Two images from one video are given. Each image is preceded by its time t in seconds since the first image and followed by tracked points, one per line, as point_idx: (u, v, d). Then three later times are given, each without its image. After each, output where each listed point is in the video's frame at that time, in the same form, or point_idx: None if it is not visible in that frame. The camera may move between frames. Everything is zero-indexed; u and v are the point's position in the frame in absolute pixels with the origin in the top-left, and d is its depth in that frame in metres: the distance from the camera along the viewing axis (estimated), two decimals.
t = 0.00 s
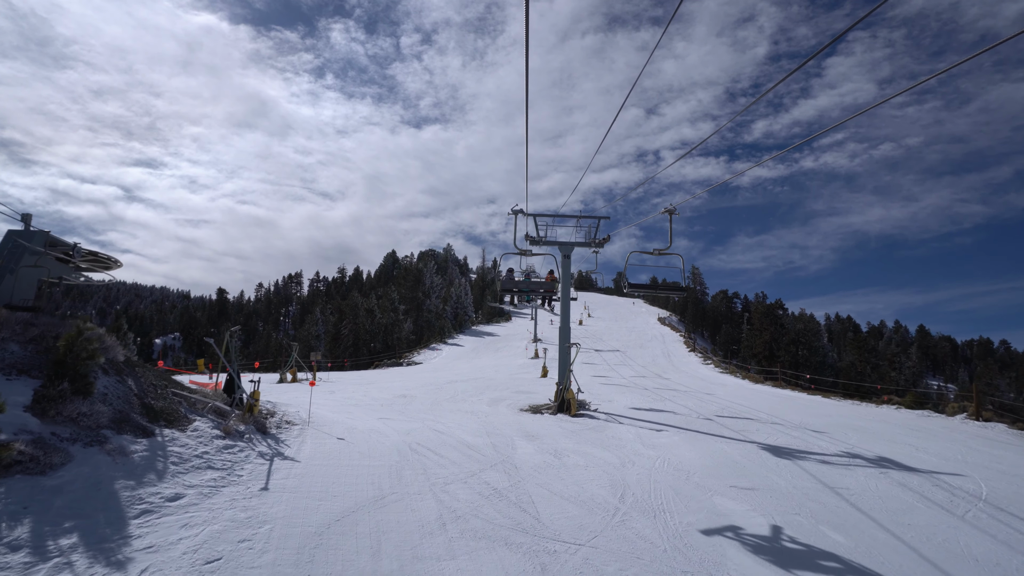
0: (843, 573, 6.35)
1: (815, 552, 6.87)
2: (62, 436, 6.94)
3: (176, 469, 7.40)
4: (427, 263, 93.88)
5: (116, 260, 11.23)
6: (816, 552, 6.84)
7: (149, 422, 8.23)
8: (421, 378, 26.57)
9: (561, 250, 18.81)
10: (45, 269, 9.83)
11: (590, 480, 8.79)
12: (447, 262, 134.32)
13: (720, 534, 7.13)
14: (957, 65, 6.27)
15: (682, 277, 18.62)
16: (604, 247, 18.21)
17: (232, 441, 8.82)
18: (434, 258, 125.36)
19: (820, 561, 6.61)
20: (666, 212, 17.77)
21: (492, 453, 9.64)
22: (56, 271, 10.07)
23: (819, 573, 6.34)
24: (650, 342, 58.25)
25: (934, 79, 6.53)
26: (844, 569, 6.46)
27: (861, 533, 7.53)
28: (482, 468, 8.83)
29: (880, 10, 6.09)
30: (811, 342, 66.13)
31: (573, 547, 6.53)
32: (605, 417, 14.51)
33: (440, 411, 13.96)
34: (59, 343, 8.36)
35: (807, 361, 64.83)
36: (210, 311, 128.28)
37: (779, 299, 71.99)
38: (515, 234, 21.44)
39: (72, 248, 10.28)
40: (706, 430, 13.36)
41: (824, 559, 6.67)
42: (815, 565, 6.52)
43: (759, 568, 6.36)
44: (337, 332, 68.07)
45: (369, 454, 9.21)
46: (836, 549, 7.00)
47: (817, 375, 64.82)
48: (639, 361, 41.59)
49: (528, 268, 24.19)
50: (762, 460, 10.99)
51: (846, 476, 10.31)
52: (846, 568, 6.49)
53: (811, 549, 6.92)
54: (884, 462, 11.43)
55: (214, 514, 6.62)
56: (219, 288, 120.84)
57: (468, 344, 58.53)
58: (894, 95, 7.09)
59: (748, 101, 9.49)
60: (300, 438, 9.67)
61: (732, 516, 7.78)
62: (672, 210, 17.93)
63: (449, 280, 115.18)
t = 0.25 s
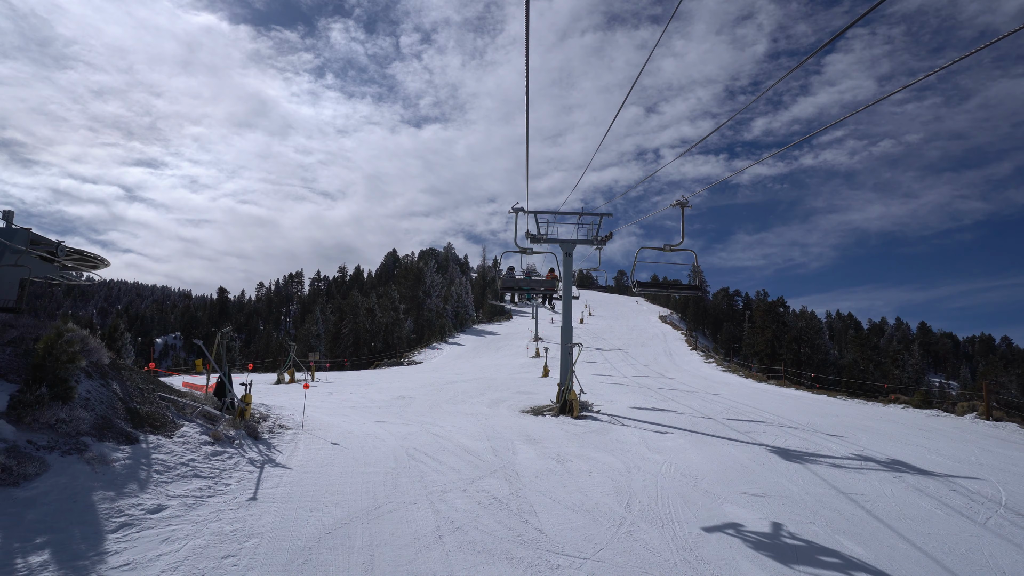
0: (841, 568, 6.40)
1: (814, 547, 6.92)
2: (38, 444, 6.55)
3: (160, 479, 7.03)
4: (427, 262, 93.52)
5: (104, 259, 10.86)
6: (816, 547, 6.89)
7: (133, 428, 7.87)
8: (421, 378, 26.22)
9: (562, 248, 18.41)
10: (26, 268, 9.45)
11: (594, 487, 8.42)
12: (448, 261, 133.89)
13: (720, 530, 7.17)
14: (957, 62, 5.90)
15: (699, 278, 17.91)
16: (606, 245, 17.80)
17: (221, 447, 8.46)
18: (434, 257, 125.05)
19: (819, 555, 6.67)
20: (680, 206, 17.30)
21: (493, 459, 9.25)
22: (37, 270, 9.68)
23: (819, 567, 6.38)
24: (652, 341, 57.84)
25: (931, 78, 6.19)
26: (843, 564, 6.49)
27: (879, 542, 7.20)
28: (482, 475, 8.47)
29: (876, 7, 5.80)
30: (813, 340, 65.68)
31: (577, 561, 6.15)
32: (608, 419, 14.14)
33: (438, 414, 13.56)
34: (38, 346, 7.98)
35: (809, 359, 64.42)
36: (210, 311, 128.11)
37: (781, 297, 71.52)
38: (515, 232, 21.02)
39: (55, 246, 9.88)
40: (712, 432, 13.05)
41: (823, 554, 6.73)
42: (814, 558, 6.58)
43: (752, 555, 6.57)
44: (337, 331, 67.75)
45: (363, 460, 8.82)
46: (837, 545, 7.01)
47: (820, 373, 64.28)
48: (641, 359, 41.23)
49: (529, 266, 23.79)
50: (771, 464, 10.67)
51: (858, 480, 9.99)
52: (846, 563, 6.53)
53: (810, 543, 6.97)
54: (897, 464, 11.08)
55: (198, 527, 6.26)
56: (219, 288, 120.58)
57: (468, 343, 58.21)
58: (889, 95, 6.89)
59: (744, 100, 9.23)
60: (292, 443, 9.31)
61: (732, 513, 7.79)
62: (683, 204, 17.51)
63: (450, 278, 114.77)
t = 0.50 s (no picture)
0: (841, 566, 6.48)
1: (814, 547, 6.99)
2: (10, 455, 6.12)
3: (140, 492, 6.63)
4: (427, 262, 93.22)
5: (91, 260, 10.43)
6: (814, 546, 6.95)
7: (114, 437, 7.48)
8: (419, 380, 25.83)
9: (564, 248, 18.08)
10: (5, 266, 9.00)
11: (598, 498, 8.05)
12: (448, 261, 133.54)
13: (720, 529, 7.22)
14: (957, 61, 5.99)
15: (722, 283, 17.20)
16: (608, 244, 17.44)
17: (206, 456, 8.07)
18: (434, 258, 124.76)
19: (816, 554, 6.75)
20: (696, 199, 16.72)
21: (491, 468, 8.88)
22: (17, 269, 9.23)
23: (817, 567, 6.44)
24: (653, 342, 57.51)
25: (934, 76, 6.26)
26: (840, 562, 6.56)
27: (900, 558, 6.82)
28: (480, 485, 8.08)
29: (873, 10, 6.11)
30: (815, 342, 65.27)
31: None
32: (611, 424, 13.75)
33: (436, 418, 13.16)
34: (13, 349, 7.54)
35: (811, 361, 64.05)
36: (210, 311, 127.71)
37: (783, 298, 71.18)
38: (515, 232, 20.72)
39: (38, 246, 9.45)
40: (717, 437, 12.69)
41: (822, 552, 6.79)
42: (812, 557, 6.66)
43: (751, 558, 6.51)
44: (336, 332, 67.40)
45: (356, 471, 8.42)
46: (837, 544, 7.06)
47: (822, 375, 63.90)
48: (642, 361, 40.87)
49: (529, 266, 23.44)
50: (780, 471, 10.29)
51: (870, 488, 9.64)
52: (843, 560, 6.62)
53: (809, 543, 7.04)
54: (910, 472, 10.71)
55: (179, 543, 5.87)
56: (221, 288, 119.87)
57: (468, 344, 57.85)
58: (891, 94, 6.86)
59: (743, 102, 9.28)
60: (282, 451, 8.92)
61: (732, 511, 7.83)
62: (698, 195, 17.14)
63: (450, 279, 114.43)
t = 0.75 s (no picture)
0: (842, 565, 6.46)
1: (813, 546, 6.99)
2: None
3: (117, 504, 6.24)
4: (427, 262, 92.90)
5: (75, 260, 10.10)
6: (816, 546, 6.93)
7: (92, 444, 7.10)
8: (419, 381, 25.46)
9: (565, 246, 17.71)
10: None
11: (601, 507, 7.68)
12: (448, 261, 133.11)
13: (720, 528, 7.19)
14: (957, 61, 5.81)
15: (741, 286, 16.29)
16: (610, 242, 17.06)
17: (191, 463, 7.70)
18: (434, 257, 124.48)
19: (820, 553, 6.72)
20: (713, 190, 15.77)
21: (490, 475, 8.49)
22: None
23: (816, 564, 6.46)
24: (655, 342, 57.14)
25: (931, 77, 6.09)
26: (843, 561, 6.55)
27: (910, 564, 6.66)
28: (478, 494, 7.71)
29: (874, 8, 6.00)
30: (818, 341, 64.79)
31: None
32: (614, 427, 13.37)
33: (434, 421, 12.77)
34: None
35: (813, 361, 63.63)
36: (210, 311, 127.43)
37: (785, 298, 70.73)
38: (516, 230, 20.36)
39: (18, 246, 9.12)
40: (724, 441, 12.33)
41: (823, 553, 6.77)
42: (813, 557, 6.63)
43: (751, 556, 6.50)
44: (336, 332, 67.03)
45: (348, 479, 8.01)
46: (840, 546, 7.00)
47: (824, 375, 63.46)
48: (644, 361, 40.51)
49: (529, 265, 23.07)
50: (790, 477, 9.92)
51: (884, 495, 9.27)
52: (842, 559, 6.61)
53: (809, 542, 7.03)
54: (925, 478, 10.34)
55: (157, 560, 5.49)
56: (221, 288, 119.69)
57: (468, 344, 57.50)
58: (888, 95, 6.75)
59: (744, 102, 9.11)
60: (272, 459, 8.53)
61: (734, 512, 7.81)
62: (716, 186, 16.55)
63: (450, 279, 114.09)
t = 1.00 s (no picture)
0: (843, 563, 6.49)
1: (815, 545, 6.99)
2: None
3: (90, 516, 5.83)
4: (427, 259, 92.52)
5: (56, 257, 9.71)
6: (817, 545, 6.96)
7: (69, 450, 6.69)
8: (418, 380, 25.14)
9: (568, 243, 17.30)
10: None
11: (605, 517, 7.30)
12: (448, 258, 132.64)
13: (723, 529, 7.18)
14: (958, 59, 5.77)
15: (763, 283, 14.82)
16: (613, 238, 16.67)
17: (174, 470, 7.31)
18: (435, 254, 124.39)
19: (822, 553, 6.71)
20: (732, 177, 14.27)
21: (488, 483, 8.12)
22: None
23: (817, 562, 6.47)
24: (656, 340, 56.78)
25: (934, 75, 6.03)
26: (844, 560, 6.57)
27: (917, 567, 6.58)
28: (476, 504, 7.33)
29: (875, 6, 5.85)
30: (821, 340, 64.29)
31: None
32: (617, 429, 13.01)
33: (431, 423, 12.39)
34: None
35: (816, 360, 63.14)
36: (210, 308, 127.46)
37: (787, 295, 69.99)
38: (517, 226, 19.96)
39: None
40: (730, 444, 11.97)
41: (823, 551, 6.80)
42: (814, 556, 6.65)
43: (752, 555, 6.50)
44: (335, 329, 66.70)
45: (339, 487, 7.61)
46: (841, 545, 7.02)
47: (827, 374, 63.08)
48: (645, 359, 40.18)
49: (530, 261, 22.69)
50: (801, 483, 9.57)
51: (899, 502, 8.91)
52: (846, 560, 6.60)
53: (811, 542, 7.03)
54: (942, 484, 9.96)
55: None
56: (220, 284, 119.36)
57: (468, 342, 57.18)
58: (893, 93, 6.63)
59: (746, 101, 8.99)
60: (259, 465, 8.16)
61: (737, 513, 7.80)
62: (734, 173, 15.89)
63: (451, 276, 113.71)
